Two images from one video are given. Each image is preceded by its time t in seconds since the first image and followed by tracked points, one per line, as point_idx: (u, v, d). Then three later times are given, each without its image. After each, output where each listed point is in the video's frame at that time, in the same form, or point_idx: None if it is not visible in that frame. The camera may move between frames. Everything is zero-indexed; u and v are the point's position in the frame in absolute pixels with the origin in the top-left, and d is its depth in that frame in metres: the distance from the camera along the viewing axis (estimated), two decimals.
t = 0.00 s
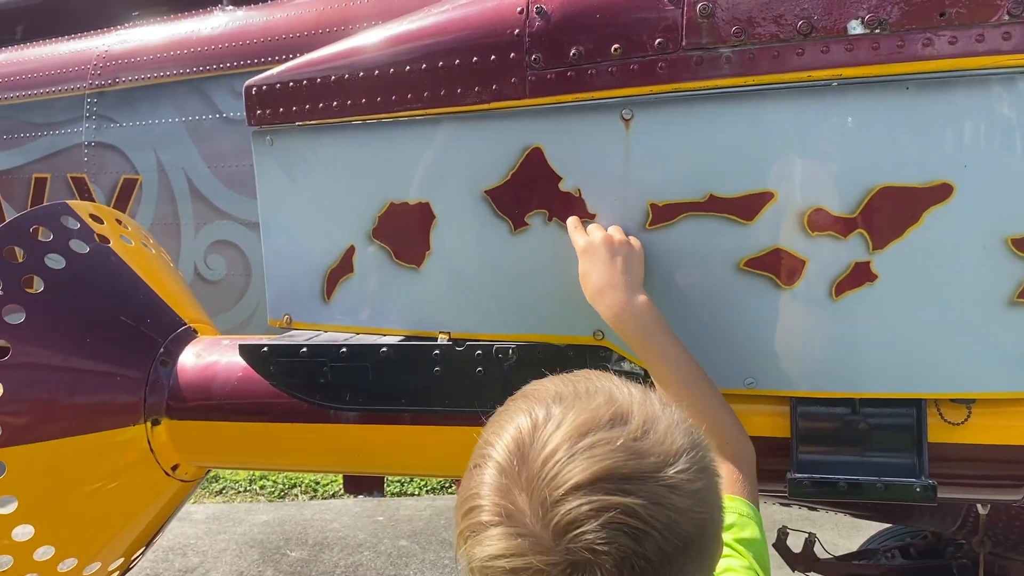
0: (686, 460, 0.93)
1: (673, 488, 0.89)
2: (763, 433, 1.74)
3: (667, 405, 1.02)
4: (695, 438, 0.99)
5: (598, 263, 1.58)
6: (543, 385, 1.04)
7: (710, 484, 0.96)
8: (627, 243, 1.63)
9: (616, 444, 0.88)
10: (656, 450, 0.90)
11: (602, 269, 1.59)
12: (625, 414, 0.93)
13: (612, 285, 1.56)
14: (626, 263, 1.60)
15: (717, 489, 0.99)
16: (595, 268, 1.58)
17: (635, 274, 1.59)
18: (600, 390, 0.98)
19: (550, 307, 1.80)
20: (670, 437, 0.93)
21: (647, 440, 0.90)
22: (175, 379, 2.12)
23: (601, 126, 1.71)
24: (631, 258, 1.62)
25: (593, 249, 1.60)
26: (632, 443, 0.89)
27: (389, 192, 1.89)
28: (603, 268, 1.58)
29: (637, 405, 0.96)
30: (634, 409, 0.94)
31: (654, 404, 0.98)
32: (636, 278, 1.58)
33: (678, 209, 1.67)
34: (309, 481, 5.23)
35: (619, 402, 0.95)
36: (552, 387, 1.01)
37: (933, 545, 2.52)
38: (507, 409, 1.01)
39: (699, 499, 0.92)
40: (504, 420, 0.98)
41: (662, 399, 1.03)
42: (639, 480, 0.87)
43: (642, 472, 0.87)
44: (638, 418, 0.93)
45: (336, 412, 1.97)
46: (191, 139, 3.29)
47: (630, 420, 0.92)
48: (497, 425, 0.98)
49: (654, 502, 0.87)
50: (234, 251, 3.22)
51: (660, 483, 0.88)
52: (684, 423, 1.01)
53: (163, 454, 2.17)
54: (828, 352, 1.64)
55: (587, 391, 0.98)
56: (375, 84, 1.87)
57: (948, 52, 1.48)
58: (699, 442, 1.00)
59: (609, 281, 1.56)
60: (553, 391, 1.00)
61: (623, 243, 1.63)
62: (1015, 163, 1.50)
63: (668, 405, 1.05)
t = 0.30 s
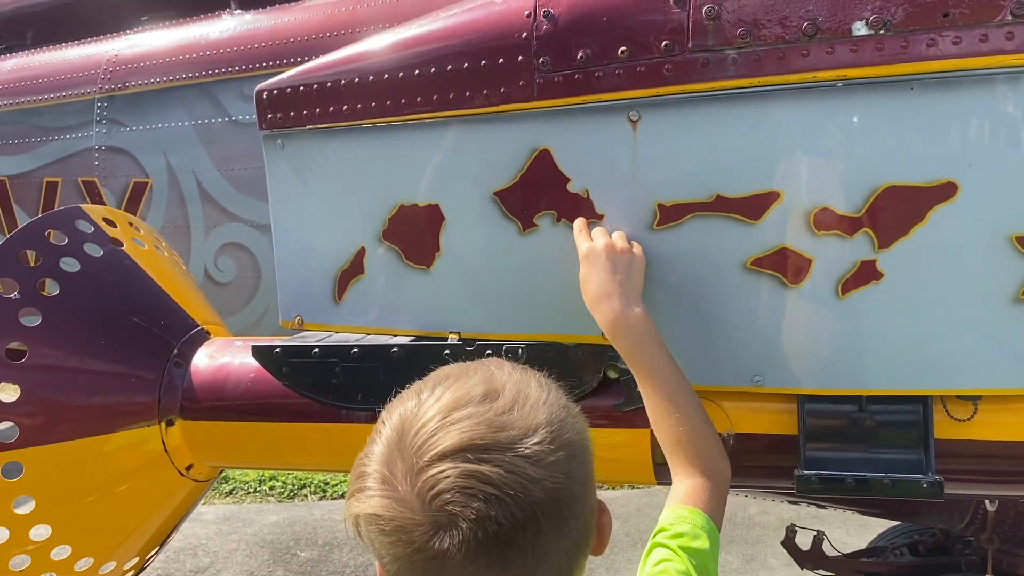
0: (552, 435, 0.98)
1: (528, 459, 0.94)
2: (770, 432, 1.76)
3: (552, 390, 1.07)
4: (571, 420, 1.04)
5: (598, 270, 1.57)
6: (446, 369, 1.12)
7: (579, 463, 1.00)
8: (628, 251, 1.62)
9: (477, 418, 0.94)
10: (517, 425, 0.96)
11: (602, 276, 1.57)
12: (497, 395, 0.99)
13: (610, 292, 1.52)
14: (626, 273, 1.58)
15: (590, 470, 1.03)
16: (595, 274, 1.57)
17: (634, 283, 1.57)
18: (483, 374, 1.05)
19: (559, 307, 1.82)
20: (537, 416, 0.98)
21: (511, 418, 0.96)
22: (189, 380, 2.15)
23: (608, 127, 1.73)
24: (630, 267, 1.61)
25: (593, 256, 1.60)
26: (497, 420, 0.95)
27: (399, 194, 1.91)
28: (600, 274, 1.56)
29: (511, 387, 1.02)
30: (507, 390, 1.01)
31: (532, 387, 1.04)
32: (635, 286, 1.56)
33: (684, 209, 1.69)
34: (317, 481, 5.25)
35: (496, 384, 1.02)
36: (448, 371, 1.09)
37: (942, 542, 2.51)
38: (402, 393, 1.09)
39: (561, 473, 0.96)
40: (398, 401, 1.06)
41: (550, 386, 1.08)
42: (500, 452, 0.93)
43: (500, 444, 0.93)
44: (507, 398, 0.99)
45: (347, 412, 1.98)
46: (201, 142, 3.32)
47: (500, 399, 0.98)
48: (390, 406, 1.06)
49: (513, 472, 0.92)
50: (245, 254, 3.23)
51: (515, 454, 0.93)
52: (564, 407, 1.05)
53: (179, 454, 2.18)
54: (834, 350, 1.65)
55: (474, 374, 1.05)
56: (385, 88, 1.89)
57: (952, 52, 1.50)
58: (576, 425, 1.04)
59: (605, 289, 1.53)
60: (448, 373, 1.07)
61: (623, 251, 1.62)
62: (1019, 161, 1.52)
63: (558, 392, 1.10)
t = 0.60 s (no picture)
0: (387, 449, 0.95)
1: (345, 470, 0.92)
2: (775, 430, 1.77)
3: (431, 399, 1.03)
4: (430, 433, 0.99)
5: (594, 270, 1.56)
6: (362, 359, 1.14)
7: (423, 480, 0.95)
8: (626, 255, 1.62)
9: (311, 423, 0.97)
10: (349, 434, 0.95)
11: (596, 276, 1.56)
12: (348, 401, 0.99)
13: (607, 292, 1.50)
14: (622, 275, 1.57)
15: (444, 486, 0.97)
16: (591, 274, 1.55)
17: (631, 286, 1.55)
18: (360, 374, 1.05)
19: (563, 309, 1.84)
20: (376, 428, 0.96)
21: (347, 428, 0.95)
22: (196, 385, 2.18)
23: (611, 130, 1.74)
24: (630, 268, 1.60)
25: (591, 256, 1.60)
26: (331, 428, 0.96)
27: (404, 197, 1.93)
28: (596, 275, 1.55)
29: (369, 394, 1.01)
30: (361, 398, 1.00)
31: (396, 395, 1.01)
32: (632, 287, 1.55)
33: (687, 211, 1.71)
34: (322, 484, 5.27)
35: (360, 387, 1.02)
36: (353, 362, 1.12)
37: (946, 539, 2.54)
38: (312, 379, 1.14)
39: (391, 487, 0.93)
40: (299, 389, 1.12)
41: (433, 394, 1.04)
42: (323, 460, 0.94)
43: (322, 450, 0.94)
44: (355, 405, 0.98)
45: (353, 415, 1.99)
46: (204, 147, 3.33)
47: (347, 407, 0.98)
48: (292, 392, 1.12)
49: (328, 482, 0.92)
50: (249, 257, 3.24)
51: (333, 463, 0.93)
52: (432, 419, 1.00)
53: (185, 458, 2.22)
54: (837, 349, 1.66)
55: (357, 373, 1.06)
56: (389, 93, 1.91)
57: (952, 52, 1.51)
58: (438, 439, 0.99)
59: (602, 288, 1.51)
60: (345, 366, 1.10)
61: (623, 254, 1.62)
62: (1020, 160, 1.53)
63: (445, 402, 1.05)
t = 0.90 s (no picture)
0: (263, 480, 0.82)
1: (221, 499, 0.82)
2: (773, 440, 1.76)
3: (333, 425, 0.89)
4: (320, 464, 0.85)
5: (590, 284, 1.53)
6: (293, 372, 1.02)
7: (303, 515, 0.82)
8: (626, 274, 1.59)
9: (197, 444, 0.87)
10: (228, 460, 0.84)
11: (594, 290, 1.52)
12: (237, 422, 0.88)
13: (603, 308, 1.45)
14: (618, 288, 1.54)
15: (334, 523, 0.84)
16: (588, 287, 1.52)
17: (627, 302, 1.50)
18: (268, 391, 0.93)
19: (558, 319, 1.81)
20: (254, 456, 0.83)
21: (228, 453, 0.84)
22: (188, 398, 2.16)
23: (604, 138, 1.73)
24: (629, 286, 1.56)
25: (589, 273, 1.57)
26: (212, 452, 0.85)
27: (396, 208, 1.91)
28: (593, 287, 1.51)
29: (262, 415, 0.88)
30: (251, 419, 0.88)
31: (291, 418, 0.88)
32: (629, 300, 1.51)
33: (682, 220, 1.69)
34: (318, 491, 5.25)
35: (258, 406, 0.90)
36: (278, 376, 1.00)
37: (945, 540, 2.51)
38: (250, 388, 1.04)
39: (264, 523, 0.81)
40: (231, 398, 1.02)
41: (337, 418, 0.90)
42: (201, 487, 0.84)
43: (202, 475, 0.84)
44: (243, 427, 0.87)
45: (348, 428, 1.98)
46: (193, 155, 3.30)
47: (233, 428, 0.87)
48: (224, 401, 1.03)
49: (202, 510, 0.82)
50: (240, 266, 3.20)
51: (211, 490, 0.83)
52: (325, 448, 0.86)
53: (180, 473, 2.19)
54: (834, 358, 1.64)
55: (266, 389, 0.94)
56: (379, 102, 1.89)
57: (946, 58, 1.50)
58: (329, 471, 0.85)
59: (597, 300, 1.47)
60: (267, 379, 0.98)
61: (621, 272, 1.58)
62: (1016, 166, 1.51)
63: (353, 427, 0.90)
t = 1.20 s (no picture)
0: (215, 496, 0.83)
1: (174, 515, 0.83)
2: (774, 439, 1.74)
3: (292, 439, 0.89)
4: (277, 480, 0.85)
5: (582, 290, 1.51)
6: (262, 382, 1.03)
7: (257, 533, 0.82)
8: (617, 279, 1.56)
9: (154, 458, 0.88)
10: (183, 475, 0.85)
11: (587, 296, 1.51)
12: (194, 436, 0.88)
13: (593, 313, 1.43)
14: (612, 293, 1.52)
15: (291, 539, 0.84)
16: (580, 292, 1.50)
17: (622, 308, 1.48)
18: (228, 403, 0.93)
19: (554, 320, 1.80)
20: (207, 471, 0.84)
21: (183, 468, 0.85)
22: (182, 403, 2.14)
23: (599, 138, 1.71)
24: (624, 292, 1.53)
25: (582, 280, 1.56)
26: (168, 467, 0.86)
27: (390, 210, 1.89)
28: (585, 293, 1.50)
29: (219, 428, 0.89)
30: (209, 432, 0.88)
31: (248, 431, 0.88)
32: (622, 304, 1.49)
33: (680, 219, 1.68)
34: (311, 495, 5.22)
35: (219, 418, 0.90)
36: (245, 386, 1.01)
37: (940, 536, 2.49)
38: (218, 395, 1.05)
39: (217, 539, 0.82)
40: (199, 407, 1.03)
41: (298, 432, 0.90)
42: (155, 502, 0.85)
43: (157, 490, 0.85)
44: (201, 441, 0.87)
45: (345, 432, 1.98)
46: (183, 158, 3.28)
47: (190, 443, 0.88)
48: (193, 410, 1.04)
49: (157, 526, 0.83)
50: (232, 270, 3.16)
51: (165, 506, 0.84)
52: (284, 463, 0.87)
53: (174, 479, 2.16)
54: (834, 357, 1.63)
55: (230, 400, 0.95)
56: (372, 103, 1.87)
57: (945, 54, 1.49)
58: (287, 487, 0.86)
59: (589, 305, 1.45)
60: (233, 390, 0.99)
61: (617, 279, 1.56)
62: (1015, 162, 1.51)
63: (315, 441, 0.91)
